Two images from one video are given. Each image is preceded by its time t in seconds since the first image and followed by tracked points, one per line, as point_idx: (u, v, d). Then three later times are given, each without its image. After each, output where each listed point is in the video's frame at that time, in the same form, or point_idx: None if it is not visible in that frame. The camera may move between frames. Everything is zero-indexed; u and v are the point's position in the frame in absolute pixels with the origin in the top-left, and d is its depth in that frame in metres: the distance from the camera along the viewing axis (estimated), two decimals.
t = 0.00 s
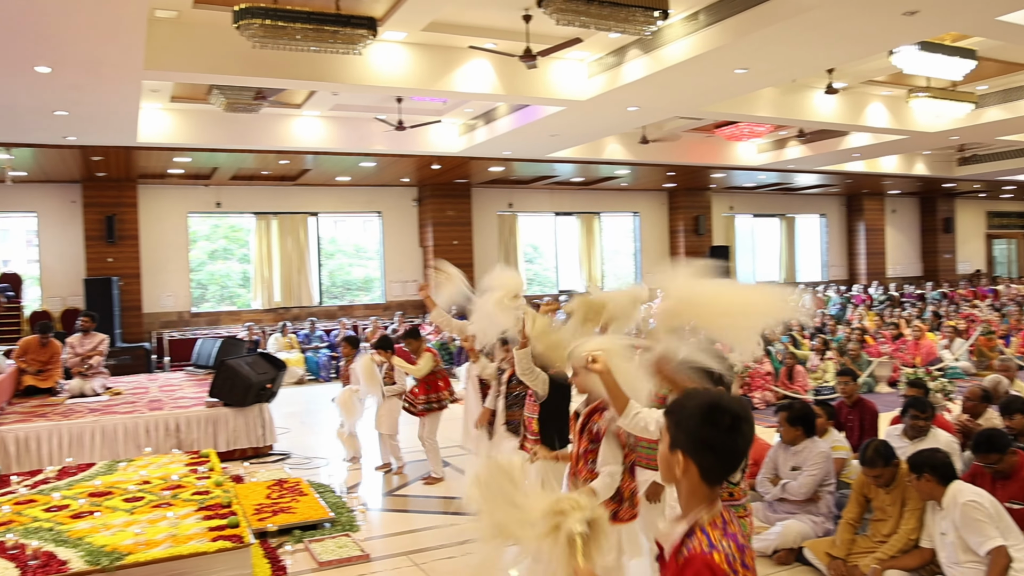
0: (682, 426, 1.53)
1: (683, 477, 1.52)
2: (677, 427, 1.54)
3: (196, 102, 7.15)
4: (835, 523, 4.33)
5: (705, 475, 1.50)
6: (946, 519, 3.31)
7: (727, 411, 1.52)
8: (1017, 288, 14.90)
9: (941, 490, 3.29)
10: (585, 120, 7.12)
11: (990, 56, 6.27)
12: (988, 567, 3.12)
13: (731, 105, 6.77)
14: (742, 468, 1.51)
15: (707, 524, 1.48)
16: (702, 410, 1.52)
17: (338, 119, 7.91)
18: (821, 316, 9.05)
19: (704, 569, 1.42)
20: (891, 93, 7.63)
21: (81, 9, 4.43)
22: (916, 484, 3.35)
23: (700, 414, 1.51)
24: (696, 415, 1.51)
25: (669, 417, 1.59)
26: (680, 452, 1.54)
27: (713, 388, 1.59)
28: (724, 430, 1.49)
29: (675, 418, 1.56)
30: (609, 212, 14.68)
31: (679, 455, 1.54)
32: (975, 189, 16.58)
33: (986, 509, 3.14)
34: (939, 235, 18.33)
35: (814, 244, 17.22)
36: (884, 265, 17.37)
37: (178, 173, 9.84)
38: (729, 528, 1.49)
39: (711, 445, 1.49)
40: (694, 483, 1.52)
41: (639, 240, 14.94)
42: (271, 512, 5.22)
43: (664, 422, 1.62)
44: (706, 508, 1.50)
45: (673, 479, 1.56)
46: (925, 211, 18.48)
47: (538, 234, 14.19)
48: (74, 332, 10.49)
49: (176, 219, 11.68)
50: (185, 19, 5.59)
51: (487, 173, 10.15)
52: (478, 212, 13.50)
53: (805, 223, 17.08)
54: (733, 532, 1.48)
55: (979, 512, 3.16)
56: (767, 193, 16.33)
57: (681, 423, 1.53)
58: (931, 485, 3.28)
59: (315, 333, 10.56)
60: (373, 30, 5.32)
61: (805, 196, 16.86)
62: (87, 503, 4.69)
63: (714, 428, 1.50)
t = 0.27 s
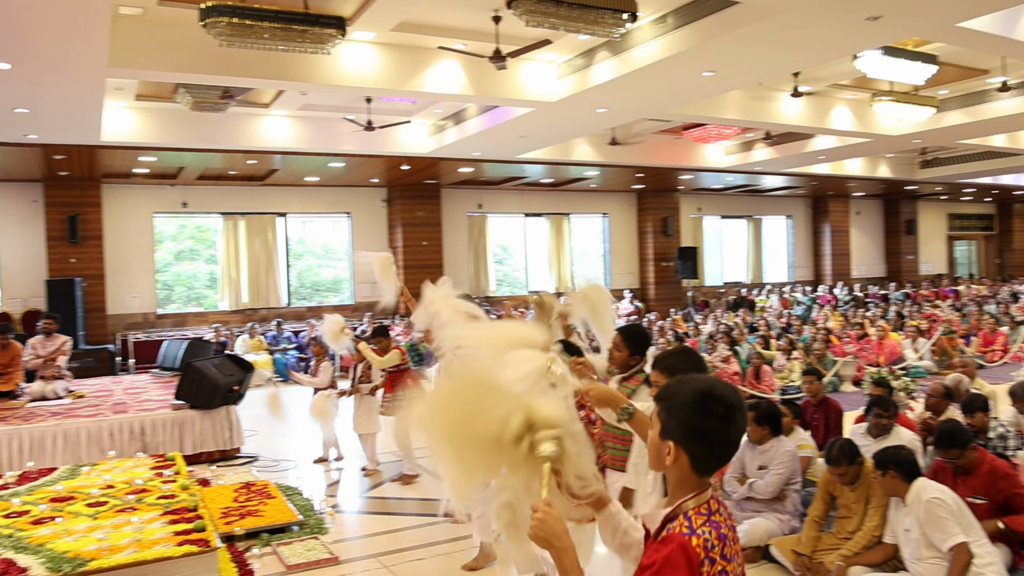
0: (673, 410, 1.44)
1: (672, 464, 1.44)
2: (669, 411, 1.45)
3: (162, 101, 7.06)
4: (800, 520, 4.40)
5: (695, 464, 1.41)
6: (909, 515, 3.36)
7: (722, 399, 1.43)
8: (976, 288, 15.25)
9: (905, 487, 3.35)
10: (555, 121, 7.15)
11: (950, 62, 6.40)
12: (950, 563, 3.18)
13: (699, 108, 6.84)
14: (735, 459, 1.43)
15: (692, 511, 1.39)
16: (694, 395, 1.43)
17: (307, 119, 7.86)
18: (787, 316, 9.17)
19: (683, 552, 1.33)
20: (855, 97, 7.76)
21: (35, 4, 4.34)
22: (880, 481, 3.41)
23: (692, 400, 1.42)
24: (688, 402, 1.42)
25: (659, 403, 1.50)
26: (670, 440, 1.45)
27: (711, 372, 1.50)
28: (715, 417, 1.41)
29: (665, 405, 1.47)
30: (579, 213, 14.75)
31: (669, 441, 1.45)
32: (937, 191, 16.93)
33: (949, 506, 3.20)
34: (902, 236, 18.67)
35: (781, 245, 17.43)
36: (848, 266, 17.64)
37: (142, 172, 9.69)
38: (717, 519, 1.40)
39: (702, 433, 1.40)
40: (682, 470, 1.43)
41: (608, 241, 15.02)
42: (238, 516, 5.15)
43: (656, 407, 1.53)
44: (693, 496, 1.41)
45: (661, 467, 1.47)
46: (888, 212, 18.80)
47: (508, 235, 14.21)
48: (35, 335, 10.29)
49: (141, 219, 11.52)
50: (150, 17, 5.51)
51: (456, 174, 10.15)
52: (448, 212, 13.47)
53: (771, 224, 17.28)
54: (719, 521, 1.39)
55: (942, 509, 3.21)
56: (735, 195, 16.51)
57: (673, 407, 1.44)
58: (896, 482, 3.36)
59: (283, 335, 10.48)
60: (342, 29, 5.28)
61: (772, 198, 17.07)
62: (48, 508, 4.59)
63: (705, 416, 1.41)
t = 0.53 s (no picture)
0: (670, 400, 1.46)
1: (670, 453, 1.45)
2: (665, 400, 1.48)
3: (130, 100, 6.97)
4: (771, 519, 4.45)
5: (693, 450, 1.44)
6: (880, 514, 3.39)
7: (719, 388, 1.46)
8: (942, 288, 15.50)
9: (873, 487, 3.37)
10: (528, 122, 7.16)
11: (917, 66, 6.50)
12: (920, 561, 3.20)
13: (670, 110, 6.89)
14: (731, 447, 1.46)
15: (690, 498, 1.41)
16: (692, 384, 1.46)
17: (278, 118, 7.80)
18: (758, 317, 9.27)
19: (686, 538, 1.34)
20: (825, 100, 7.85)
21: None
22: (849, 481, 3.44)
23: (689, 388, 1.45)
24: (685, 390, 1.45)
25: (654, 394, 1.52)
26: (668, 429, 1.46)
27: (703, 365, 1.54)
28: (713, 405, 1.44)
29: (662, 395, 1.49)
30: (553, 214, 14.80)
31: (666, 431, 1.47)
32: (904, 193, 17.20)
33: (918, 505, 3.23)
34: (871, 238, 18.90)
35: (751, 246, 17.60)
36: (818, 267, 17.86)
37: (110, 172, 9.55)
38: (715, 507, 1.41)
39: (702, 421, 1.43)
40: (680, 459, 1.45)
41: (580, 242, 15.07)
42: (209, 519, 5.08)
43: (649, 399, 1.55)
44: (691, 483, 1.43)
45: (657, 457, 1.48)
46: (858, 214, 19.03)
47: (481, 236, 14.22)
48: None
49: (110, 220, 11.37)
50: (117, 14, 5.43)
51: (429, 175, 10.12)
52: (421, 213, 13.43)
53: (742, 226, 17.43)
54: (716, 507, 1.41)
55: (911, 507, 3.24)
56: (707, 196, 16.65)
57: (668, 396, 1.47)
58: (865, 482, 3.38)
59: (254, 336, 10.39)
60: (315, 29, 5.24)
61: (742, 199, 17.24)
62: (13, 514, 4.50)
63: (703, 403, 1.44)
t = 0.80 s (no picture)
0: (658, 408, 1.51)
1: (659, 461, 1.50)
2: (651, 408, 1.52)
3: (91, 97, 6.85)
4: (736, 517, 4.50)
5: (681, 457, 1.49)
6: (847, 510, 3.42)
7: (702, 394, 1.54)
8: (903, 289, 15.79)
9: (843, 483, 3.41)
10: (496, 123, 7.16)
11: (879, 70, 6.62)
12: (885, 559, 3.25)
13: (638, 112, 6.94)
14: (715, 451, 1.53)
15: (679, 505, 1.46)
16: (678, 392, 1.52)
17: (244, 118, 7.72)
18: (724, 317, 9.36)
19: (679, 545, 1.39)
20: (790, 103, 7.95)
21: None
22: (818, 476, 3.47)
23: (676, 397, 1.51)
24: (672, 398, 1.51)
25: (637, 403, 1.56)
26: (655, 436, 1.51)
27: (682, 371, 1.60)
28: (699, 412, 1.51)
29: (647, 403, 1.53)
30: (521, 215, 14.84)
31: (653, 439, 1.51)
32: (866, 196, 17.50)
33: (885, 503, 3.27)
34: (835, 239, 19.18)
35: (717, 248, 17.78)
36: (783, 268, 18.10)
37: (71, 171, 9.37)
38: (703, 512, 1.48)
39: (691, 428, 1.49)
40: (669, 467, 1.50)
41: (548, 243, 15.12)
42: (173, 523, 4.99)
43: (630, 407, 1.58)
44: (676, 490, 1.48)
45: (644, 466, 1.52)
46: (821, 216, 19.29)
47: (449, 236, 14.20)
48: None
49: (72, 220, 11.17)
50: (77, 10, 5.32)
51: (397, 175, 10.08)
52: (389, 213, 13.39)
53: (708, 227, 17.60)
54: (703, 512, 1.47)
55: (879, 505, 3.28)
56: (674, 198, 16.79)
57: (656, 405, 1.51)
58: (836, 477, 3.42)
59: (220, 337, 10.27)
60: (281, 28, 5.19)
61: (709, 201, 17.41)
62: None
63: (689, 411, 1.50)
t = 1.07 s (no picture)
0: (638, 389, 1.48)
1: (634, 443, 1.47)
2: (632, 389, 1.49)
3: (52, 95, 6.74)
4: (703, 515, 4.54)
5: (657, 441, 1.47)
6: (821, 506, 3.48)
7: (683, 379, 1.51)
8: (865, 290, 16.08)
9: (820, 478, 3.46)
10: (465, 124, 7.16)
11: (842, 75, 6.72)
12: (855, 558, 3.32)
13: (606, 113, 6.98)
14: (692, 436, 1.51)
15: (650, 491, 1.44)
16: (659, 373, 1.50)
17: (210, 117, 7.64)
18: (692, 318, 9.45)
19: (650, 529, 1.37)
20: (756, 106, 8.04)
21: None
22: (794, 469, 3.51)
23: (658, 379, 1.48)
24: (654, 379, 1.48)
25: (616, 382, 1.52)
26: (633, 418, 1.48)
27: (664, 353, 1.58)
28: (679, 396, 1.49)
29: (627, 383, 1.50)
30: (490, 216, 14.85)
31: (631, 420, 1.48)
32: (830, 198, 17.79)
33: (861, 502, 3.33)
34: (800, 241, 19.45)
35: (684, 249, 17.94)
36: (749, 269, 18.33)
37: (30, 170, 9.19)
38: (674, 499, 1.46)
39: (670, 411, 1.47)
40: (644, 450, 1.47)
41: (517, 244, 15.15)
42: (136, 528, 4.89)
43: (609, 387, 1.55)
44: (649, 476, 1.46)
45: (619, 447, 1.49)
46: (787, 218, 19.55)
47: (418, 237, 14.17)
48: None
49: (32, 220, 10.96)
50: (38, 6, 5.21)
51: (365, 176, 10.03)
52: (358, 214, 13.33)
53: (676, 229, 17.77)
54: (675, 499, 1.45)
55: (855, 505, 3.35)
56: (641, 199, 16.93)
57: (636, 386, 1.48)
58: (814, 471, 3.47)
59: (186, 339, 10.17)
60: (247, 27, 5.14)
61: (676, 203, 17.57)
62: None
63: (671, 394, 1.48)
